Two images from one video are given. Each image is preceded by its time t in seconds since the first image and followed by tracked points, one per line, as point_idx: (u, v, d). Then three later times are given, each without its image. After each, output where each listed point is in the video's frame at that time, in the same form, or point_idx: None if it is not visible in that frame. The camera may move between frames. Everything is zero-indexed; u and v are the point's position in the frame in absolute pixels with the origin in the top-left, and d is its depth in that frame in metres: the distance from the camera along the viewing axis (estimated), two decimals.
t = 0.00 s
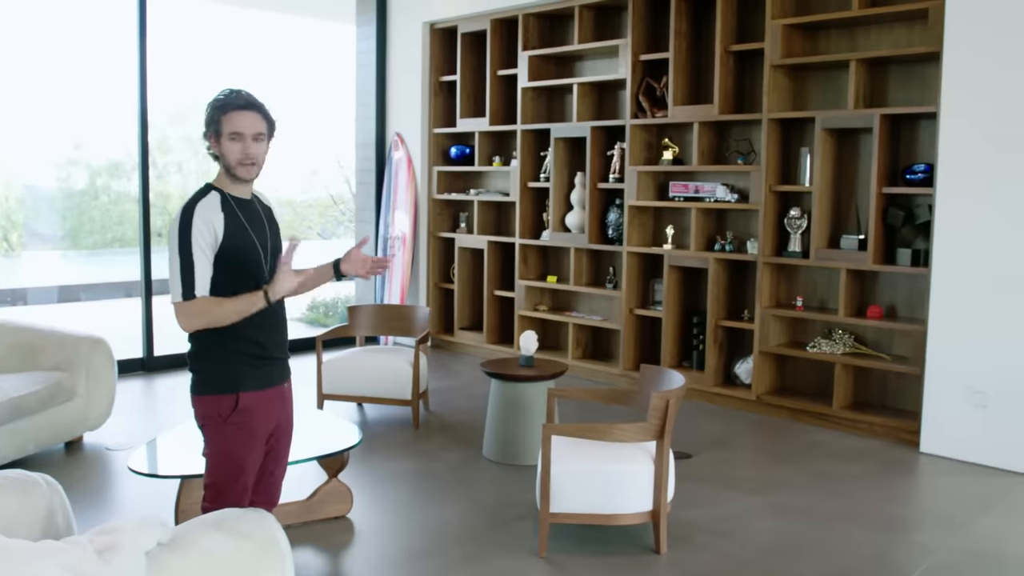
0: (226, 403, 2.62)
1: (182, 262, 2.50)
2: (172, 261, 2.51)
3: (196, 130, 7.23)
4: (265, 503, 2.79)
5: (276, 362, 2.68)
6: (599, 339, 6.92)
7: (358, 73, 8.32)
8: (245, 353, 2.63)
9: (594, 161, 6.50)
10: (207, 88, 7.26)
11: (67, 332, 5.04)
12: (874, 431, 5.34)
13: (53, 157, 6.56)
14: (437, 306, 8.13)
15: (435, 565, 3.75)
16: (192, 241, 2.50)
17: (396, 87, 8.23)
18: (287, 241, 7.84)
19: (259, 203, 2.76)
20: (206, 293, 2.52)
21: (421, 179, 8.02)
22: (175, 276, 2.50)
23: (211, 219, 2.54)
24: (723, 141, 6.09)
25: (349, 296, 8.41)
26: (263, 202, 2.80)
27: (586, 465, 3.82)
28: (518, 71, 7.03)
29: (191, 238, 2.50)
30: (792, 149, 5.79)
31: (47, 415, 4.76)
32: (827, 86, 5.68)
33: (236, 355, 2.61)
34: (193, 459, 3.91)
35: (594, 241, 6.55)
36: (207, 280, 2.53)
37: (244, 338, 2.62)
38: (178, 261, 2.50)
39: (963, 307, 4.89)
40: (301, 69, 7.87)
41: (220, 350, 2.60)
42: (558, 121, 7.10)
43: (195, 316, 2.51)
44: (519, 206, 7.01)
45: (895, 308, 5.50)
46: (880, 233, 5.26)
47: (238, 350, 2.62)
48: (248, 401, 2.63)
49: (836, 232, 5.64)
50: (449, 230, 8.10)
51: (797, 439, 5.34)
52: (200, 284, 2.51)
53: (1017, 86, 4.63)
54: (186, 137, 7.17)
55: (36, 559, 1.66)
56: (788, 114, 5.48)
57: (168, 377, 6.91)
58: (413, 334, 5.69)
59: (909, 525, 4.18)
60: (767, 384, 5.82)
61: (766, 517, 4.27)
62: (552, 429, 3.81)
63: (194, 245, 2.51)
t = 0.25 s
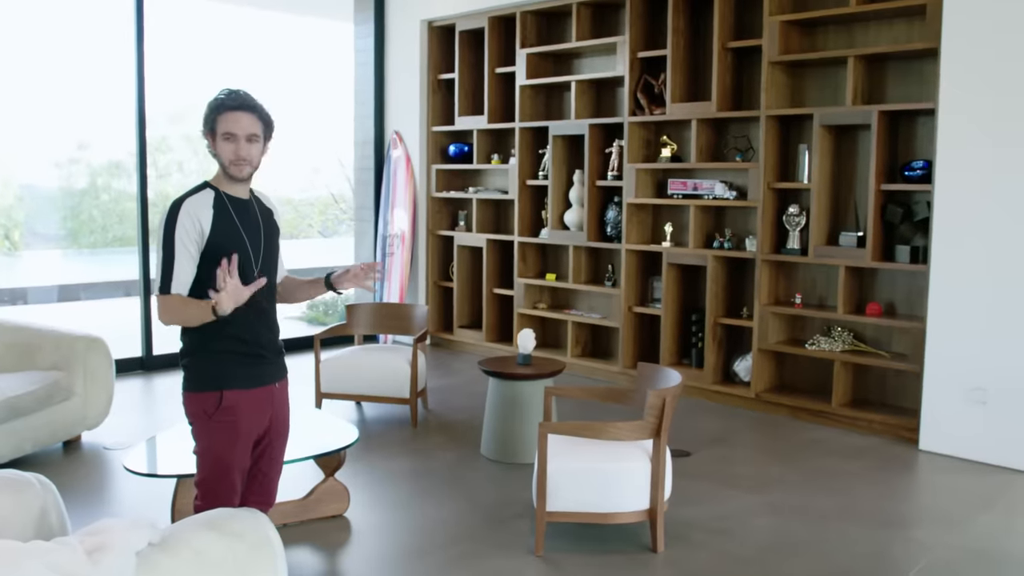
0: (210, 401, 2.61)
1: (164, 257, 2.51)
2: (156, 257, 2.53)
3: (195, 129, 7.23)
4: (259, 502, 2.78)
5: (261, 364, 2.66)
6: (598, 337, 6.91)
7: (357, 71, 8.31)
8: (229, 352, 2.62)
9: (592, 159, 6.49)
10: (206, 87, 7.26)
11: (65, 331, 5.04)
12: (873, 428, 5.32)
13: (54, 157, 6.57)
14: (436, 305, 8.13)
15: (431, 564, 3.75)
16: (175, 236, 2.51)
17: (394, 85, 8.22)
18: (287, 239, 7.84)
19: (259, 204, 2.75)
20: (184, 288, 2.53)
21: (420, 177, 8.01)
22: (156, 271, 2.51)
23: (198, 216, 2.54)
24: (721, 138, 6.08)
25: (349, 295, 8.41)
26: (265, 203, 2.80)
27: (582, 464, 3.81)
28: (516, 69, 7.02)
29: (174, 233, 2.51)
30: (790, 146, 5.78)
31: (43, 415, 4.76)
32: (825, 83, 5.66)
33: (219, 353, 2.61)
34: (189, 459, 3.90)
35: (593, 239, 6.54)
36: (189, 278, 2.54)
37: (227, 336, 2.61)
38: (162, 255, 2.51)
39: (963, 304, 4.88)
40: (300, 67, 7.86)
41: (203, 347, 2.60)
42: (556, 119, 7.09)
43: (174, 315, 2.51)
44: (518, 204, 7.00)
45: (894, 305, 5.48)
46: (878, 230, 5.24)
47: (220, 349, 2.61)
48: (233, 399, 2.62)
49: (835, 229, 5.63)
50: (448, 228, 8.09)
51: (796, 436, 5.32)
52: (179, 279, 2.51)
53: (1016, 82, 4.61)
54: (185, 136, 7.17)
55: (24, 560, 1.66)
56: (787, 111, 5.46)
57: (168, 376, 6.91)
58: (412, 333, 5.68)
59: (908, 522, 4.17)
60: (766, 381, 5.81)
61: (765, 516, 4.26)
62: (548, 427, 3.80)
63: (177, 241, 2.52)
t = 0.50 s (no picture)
0: (205, 397, 2.61)
1: (161, 252, 2.50)
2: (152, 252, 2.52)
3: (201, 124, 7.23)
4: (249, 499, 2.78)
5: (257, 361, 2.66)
6: (600, 337, 6.90)
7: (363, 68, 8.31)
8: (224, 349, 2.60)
9: (596, 158, 6.48)
10: (212, 82, 7.25)
11: (66, 325, 5.05)
12: (875, 432, 5.30)
13: (61, 150, 6.58)
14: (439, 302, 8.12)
15: (427, 562, 3.74)
16: (173, 231, 2.51)
17: (399, 81, 8.22)
18: (292, 235, 7.85)
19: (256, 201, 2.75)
20: (181, 284, 2.50)
21: (424, 174, 8.01)
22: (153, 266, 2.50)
23: (196, 212, 2.54)
24: (725, 138, 6.06)
25: (352, 292, 8.41)
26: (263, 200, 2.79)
27: (580, 464, 3.80)
28: (521, 67, 7.01)
29: (172, 228, 2.51)
30: (795, 147, 5.75)
31: (43, 408, 4.77)
32: (830, 84, 5.64)
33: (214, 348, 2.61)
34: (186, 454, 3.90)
35: (596, 238, 6.53)
36: (185, 274, 2.52)
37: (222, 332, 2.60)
38: (159, 251, 2.50)
39: (966, 308, 4.85)
40: (306, 63, 7.86)
41: (198, 342, 2.60)
42: (560, 118, 7.08)
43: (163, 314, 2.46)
44: (521, 202, 6.99)
45: (897, 308, 5.46)
46: (882, 233, 5.22)
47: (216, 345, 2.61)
48: (228, 395, 2.62)
49: (838, 231, 5.60)
50: (452, 226, 8.09)
51: (797, 439, 5.30)
52: (176, 274, 2.49)
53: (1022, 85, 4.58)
54: (191, 131, 7.17)
55: (15, 555, 1.65)
56: (791, 112, 5.44)
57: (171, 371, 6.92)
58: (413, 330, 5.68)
59: (908, 527, 4.15)
60: (768, 383, 5.79)
61: (763, 518, 4.25)
62: (547, 427, 3.79)
63: (175, 237, 2.51)
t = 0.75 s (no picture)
0: (211, 398, 2.61)
1: (171, 258, 2.46)
2: (161, 256, 2.47)
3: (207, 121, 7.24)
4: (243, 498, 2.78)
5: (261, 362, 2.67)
6: (603, 340, 6.89)
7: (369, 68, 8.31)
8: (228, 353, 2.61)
9: (601, 160, 6.46)
10: (218, 80, 7.26)
11: (68, 321, 5.06)
12: (877, 439, 5.27)
13: (68, 147, 6.60)
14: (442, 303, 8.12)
15: (424, 564, 3.73)
16: (183, 236, 2.47)
17: (405, 82, 8.22)
18: (297, 234, 7.86)
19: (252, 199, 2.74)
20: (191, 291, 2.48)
21: (430, 174, 8.01)
22: (162, 272, 2.46)
23: (206, 217, 2.50)
24: (731, 142, 6.04)
25: (356, 291, 8.41)
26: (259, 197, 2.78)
27: (579, 468, 3.78)
28: (527, 68, 7.00)
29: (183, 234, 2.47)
30: (800, 151, 5.73)
31: (43, 404, 4.77)
32: (836, 89, 5.61)
33: (219, 351, 2.60)
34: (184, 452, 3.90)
35: (600, 240, 6.52)
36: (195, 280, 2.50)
37: (227, 335, 2.61)
38: (169, 257, 2.46)
39: (970, 316, 4.82)
40: (313, 62, 7.86)
41: (204, 345, 2.59)
42: (566, 120, 7.07)
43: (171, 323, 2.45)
44: (526, 204, 6.98)
45: (901, 314, 5.43)
46: (886, 239, 5.19)
47: (221, 347, 2.60)
48: (233, 396, 2.62)
49: (843, 237, 5.58)
50: (456, 227, 8.09)
51: (798, 445, 5.28)
52: (187, 282, 2.47)
53: None
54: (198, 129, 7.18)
55: (4, 553, 1.65)
56: (797, 116, 5.42)
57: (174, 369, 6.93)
58: (415, 331, 5.67)
59: (908, 535, 4.12)
60: (770, 389, 5.76)
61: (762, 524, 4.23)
62: (545, 430, 3.77)
63: (185, 242, 2.48)
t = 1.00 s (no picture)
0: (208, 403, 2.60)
1: (172, 266, 2.44)
2: (160, 264, 2.44)
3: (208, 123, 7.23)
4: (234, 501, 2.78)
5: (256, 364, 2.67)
6: (603, 343, 6.87)
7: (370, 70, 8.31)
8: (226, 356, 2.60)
9: (601, 162, 6.45)
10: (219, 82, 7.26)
11: (66, 322, 5.05)
12: (878, 443, 5.25)
13: (70, 148, 6.60)
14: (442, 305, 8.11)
15: (419, 567, 3.71)
16: (184, 244, 2.45)
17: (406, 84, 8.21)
18: (299, 236, 7.86)
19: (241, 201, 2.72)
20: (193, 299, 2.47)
21: (430, 176, 8.00)
22: (163, 280, 2.43)
23: (205, 224, 2.49)
24: (731, 144, 6.02)
25: (357, 293, 8.40)
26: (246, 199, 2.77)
27: (576, 472, 3.77)
28: (528, 70, 6.99)
29: (184, 241, 2.45)
30: (800, 154, 5.71)
31: (41, 406, 4.77)
32: (837, 91, 5.59)
33: (217, 355, 2.59)
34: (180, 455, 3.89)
35: (600, 243, 6.51)
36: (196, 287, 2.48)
37: (225, 339, 2.60)
38: (170, 265, 2.44)
39: (971, 319, 4.79)
40: (314, 64, 7.86)
41: (200, 350, 2.58)
42: (566, 121, 7.06)
43: (175, 332, 2.44)
44: (526, 206, 6.97)
45: (902, 318, 5.41)
46: (887, 242, 5.17)
47: (218, 351, 2.59)
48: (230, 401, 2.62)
49: (844, 239, 5.55)
50: (456, 229, 8.08)
51: (798, 448, 5.26)
52: (189, 290, 2.45)
53: None
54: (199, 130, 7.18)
55: None
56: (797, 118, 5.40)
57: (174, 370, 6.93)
58: (414, 333, 5.66)
59: (907, 540, 4.10)
60: (771, 392, 5.74)
61: (761, 528, 4.20)
62: (542, 433, 3.75)
63: (186, 250, 2.45)
